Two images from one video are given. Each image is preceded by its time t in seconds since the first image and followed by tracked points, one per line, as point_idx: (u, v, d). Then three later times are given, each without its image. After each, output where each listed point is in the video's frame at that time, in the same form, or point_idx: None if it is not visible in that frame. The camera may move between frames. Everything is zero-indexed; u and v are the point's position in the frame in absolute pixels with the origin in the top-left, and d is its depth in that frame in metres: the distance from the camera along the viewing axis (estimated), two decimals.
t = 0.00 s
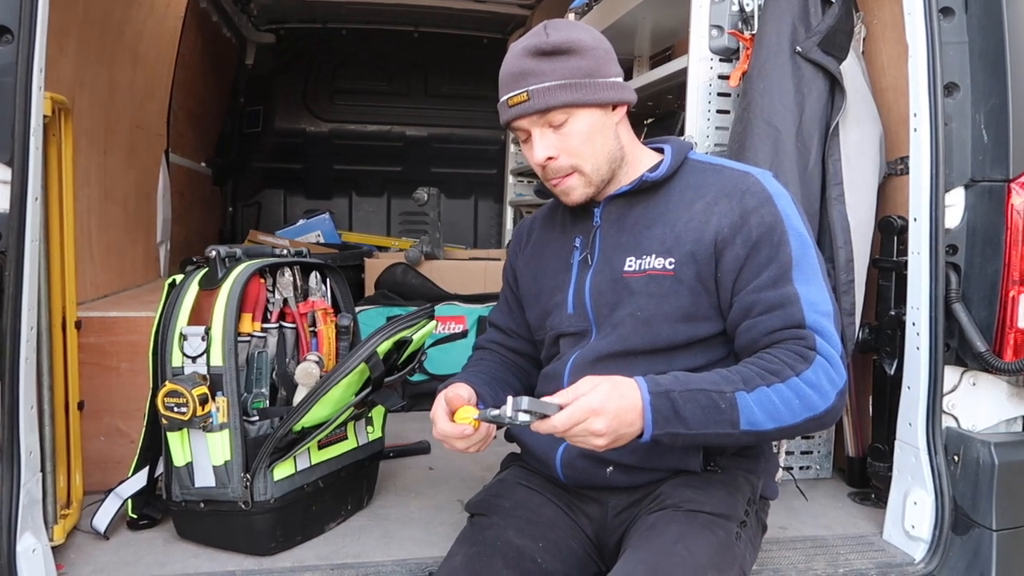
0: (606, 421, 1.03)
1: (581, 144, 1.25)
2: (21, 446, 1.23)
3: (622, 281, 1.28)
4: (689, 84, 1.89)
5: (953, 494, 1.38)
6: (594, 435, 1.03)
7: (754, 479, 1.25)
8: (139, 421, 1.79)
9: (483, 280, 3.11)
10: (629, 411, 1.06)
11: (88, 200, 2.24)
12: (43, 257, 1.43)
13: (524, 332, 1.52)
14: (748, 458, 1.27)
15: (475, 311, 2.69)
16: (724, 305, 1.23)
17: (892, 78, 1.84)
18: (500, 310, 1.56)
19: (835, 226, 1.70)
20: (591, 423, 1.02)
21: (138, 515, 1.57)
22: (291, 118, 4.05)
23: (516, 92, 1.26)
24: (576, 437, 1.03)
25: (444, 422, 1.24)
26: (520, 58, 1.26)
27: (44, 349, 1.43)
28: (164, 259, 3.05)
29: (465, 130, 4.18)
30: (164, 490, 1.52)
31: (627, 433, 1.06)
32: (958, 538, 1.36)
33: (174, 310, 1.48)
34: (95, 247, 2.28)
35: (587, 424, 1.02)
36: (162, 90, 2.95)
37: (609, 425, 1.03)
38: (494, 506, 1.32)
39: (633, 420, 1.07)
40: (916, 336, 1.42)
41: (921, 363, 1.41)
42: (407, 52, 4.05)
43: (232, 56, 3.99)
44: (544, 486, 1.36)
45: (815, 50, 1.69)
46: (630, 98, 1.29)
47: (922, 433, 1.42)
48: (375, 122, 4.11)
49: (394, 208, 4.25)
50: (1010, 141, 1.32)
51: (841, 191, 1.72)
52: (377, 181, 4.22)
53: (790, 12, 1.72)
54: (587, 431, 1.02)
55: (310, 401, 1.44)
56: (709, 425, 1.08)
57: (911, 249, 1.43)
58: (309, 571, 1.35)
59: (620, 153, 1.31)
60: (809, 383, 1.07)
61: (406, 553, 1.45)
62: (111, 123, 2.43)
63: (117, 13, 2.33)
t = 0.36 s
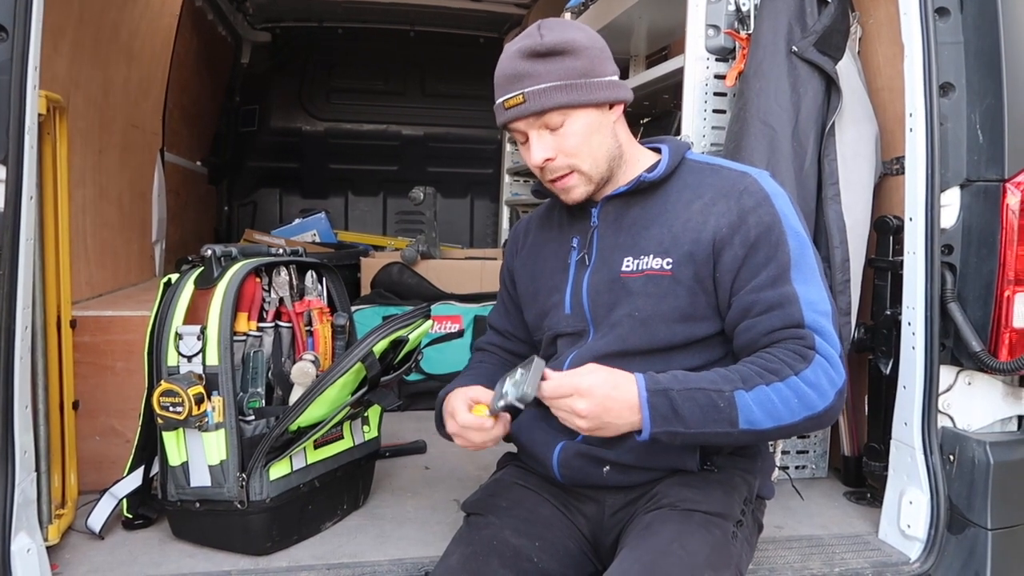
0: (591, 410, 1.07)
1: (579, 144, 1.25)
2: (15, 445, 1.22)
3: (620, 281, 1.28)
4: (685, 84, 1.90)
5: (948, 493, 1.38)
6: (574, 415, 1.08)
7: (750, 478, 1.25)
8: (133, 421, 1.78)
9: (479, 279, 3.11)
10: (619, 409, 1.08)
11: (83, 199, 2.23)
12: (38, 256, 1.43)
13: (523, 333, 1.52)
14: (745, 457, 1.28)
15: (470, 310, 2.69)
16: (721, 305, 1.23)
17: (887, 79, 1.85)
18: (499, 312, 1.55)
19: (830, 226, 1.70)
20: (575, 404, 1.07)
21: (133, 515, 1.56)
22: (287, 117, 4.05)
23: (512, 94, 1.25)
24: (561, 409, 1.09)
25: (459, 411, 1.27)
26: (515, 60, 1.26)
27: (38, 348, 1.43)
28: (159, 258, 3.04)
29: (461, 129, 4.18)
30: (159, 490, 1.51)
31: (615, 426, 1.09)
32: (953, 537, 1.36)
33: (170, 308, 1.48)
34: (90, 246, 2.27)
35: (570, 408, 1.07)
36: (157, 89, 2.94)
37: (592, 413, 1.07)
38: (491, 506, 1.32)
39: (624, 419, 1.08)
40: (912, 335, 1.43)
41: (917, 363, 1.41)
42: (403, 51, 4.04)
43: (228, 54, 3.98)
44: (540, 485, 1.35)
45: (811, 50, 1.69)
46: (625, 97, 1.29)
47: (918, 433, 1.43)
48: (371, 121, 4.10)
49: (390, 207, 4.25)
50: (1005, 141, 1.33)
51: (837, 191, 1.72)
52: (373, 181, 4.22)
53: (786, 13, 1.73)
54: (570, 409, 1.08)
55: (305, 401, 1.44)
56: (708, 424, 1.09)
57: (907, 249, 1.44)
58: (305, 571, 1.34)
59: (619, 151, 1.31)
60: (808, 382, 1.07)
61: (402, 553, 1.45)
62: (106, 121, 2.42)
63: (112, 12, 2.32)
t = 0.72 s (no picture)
0: (592, 425, 1.06)
1: (576, 142, 1.25)
2: (14, 445, 1.22)
3: (622, 280, 1.28)
4: (684, 83, 1.90)
5: (946, 491, 1.38)
6: (575, 439, 1.06)
7: (751, 477, 1.25)
8: (132, 420, 1.78)
9: (478, 278, 3.11)
10: (616, 420, 1.08)
11: (81, 198, 2.23)
12: (36, 256, 1.42)
13: (524, 332, 1.52)
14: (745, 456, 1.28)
15: (470, 310, 2.69)
16: (722, 304, 1.23)
17: (886, 77, 1.85)
18: (501, 311, 1.55)
19: (830, 225, 1.70)
20: (574, 424, 1.06)
21: (132, 514, 1.56)
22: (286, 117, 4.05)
23: (510, 91, 1.26)
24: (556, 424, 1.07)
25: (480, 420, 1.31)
26: (513, 57, 1.26)
27: (37, 348, 1.42)
28: (158, 257, 3.04)
29: (460, 128, 4.18)
30: (158, 489, 1.51)
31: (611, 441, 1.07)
32: (952, 536, 1.36)
33: (168, 307, 1.48)
34: (88, 245, 2.26)
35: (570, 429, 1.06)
36: (155, 89, 2.93)
37: (591, 429, 1.06)
38: (490, 505, 1.32)
39: (620, 429, 1.08)
40: (911, 334, 1.43)
41: (916, 362, 1.41)
42: (402, 50, 4.04)
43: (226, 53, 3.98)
44: (540, 484, 1.35)
45: (810, 49, 1.69)
46: (625, 96, 1.28)
47: (917, 431, 1.43)
48: (369, 120, 4.10)
49: (389, 206, 4.25)
50: (1005, 140, 1.33)
51: (837, 189, 1.72)
52: (372, 180, 4.21)
53: (785, 11, 1.73)
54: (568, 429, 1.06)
55: (304, 400, 1.44)
56: (701, 433, 1.09)
57: (905, 248, 1.44)
58: (304, 571, 1.34)
59: (617, 150, 1.31)
60: (802, 386, 1.07)
61: (402, 552, 1.45)
62: (103, 121, 2.42)
63: (110, 11, 2.32)
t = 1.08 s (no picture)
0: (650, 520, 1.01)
1: (561, 139, 1.26)
2: (12, 443, 1.22)
3: (621, 280, 1.27)
4: (684, 81, 1.90)
5: (945, 490, 1.39)
6: (644, 540, 1.01)
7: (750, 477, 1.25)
8: (131, 418, 1.77)
9: (477, 278, 3.11)
10: (668, 506, 1.04)
11: (79, 196, 2.22)
12: (35, 254, 1.42)
13: (521, 331, 1.52)
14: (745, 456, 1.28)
15: (469, 308, 2.68)
16: (721, 304, 1.22)
17: (886, 76, 1.84)
18: (498, 311, 1.55)
19: (829, 224, 1.70)
20: (635, 524, 1.01)
21: (130, 513, 1.56)
22: (283, 115, 4.04)
23: (501, 85, 1.28)
24: (617, 539, 1.01)
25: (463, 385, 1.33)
26: (506, 52, 1.28)
27: (35, 346, 1.42)
28: (156, 256, 3.03)
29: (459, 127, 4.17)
30: (157, 488, 1.51)
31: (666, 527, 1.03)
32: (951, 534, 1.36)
33: (168, 306, 1.48)
34: (87, 244, 2.26)
35: (632, 535, 1.00)
36: (153, 88, 2.93)
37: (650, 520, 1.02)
38: (489, 504, 1.32)
39: (674, 523, 1.03)
40: (910, 333, 1.43)
41: (915, 361, 1.41)
42: (401, 49, 4.03)
43: (224, 52, 3.97)
44: (539, 483, 1.35)
45: (809, 48, 1.69)
46: (617, 95, 1.27)
47: (917, 430, 1.42)
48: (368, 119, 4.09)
49: (388, 205, 4.25)
50: (1003, 139, 1.33)
51: (836, 188, 1.72)
52: (371, 179, 4.21)
53: (784, 10, 1.73)
54: (633, 535, 1.01)
55: (304, 399, 1.43)
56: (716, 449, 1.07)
57: (904, 247, 1.44)
58: (303, 570, 1.34)
59: (607, 148, 1.30)
60: (811, 405, 1.08)
61: (401, 551, 1.44)
62: (102, 119, 2.41)
63: (109, 8, 2.31)
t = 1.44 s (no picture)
0: (648, 519, 1.01)
1: (561, 137, 1.26)
2: (13, 442, 1.22)
3: (622, 279, 1.27)
4: (685, 80, 1.90)
5: (946, 488, 1.39)
6: (642, 540, 1.01)
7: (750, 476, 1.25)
8: (131, 417, 1.77)
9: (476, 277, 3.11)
10: (667, 506, 1.04)
11: (79, 195, 2.22)
12: (35, 253, 1.42)
13: (522, 331, 1.52)
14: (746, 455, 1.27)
15: (469, 307, 2.68)
16: (722, 303, 1.22)
17: (886, 75, 1.84)
18: (498, 310, 1.55)
19: (830, 222, 1.70)
20: (634, 524, 1.01)
21: (130, 512, 1.56)
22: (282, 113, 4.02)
23: (502, 83, 1.28)
24: (614, 538, 1.01)
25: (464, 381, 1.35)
26: (507, 50, 1.28)
27: (35, 345, 1.42)
28: (156, 255, 3.03)
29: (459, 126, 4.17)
30: (157, 487, 1.51)
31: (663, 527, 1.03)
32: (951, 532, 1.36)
33: (168, 305, 1.48)
34: (87, 242, 2.26)
35: (629, 534, 1.01)
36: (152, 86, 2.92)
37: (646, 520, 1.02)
38: (490, 503, 1.32)
39: (672, 522, 1.03)
40: (910, 331, 1.43)
41: (916, 359, 1.41)
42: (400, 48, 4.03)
43: (224, 51, 3.97)
44: (539, 482, 1.35)
45: (809, 46, 1.69)
46: (618, 93, 1.27)
47: (917, 429, 1.42)
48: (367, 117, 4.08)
49: (388, 204, 4.25)
50: (1005, 137, 1.33)
51: (836, 186, 1.72)
52: (370, 177, 4.21)
53: (784, 8, 1.73)
54: (630, 534, 1.01)
55: (304, 397, 1.43)
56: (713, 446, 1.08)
57: (905, 246, 1.44)
58: (303, 569, 1.34)
59: (608, 147, 1.30)
60: (811, 405, 1.08)
61: (401, 550, 1.44)
62: (101, 117, 2.41)
63: (108, 6, 2.31)
